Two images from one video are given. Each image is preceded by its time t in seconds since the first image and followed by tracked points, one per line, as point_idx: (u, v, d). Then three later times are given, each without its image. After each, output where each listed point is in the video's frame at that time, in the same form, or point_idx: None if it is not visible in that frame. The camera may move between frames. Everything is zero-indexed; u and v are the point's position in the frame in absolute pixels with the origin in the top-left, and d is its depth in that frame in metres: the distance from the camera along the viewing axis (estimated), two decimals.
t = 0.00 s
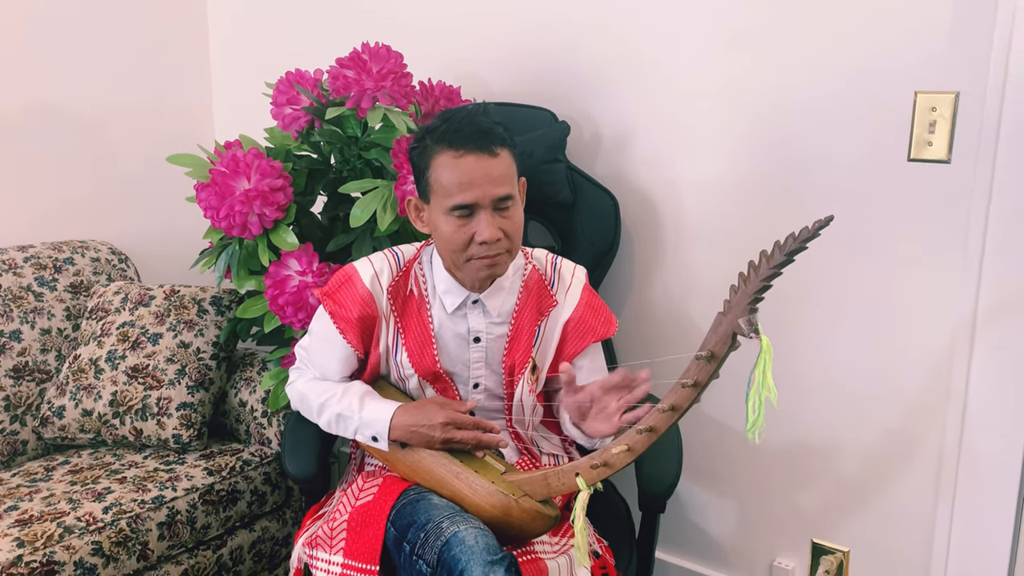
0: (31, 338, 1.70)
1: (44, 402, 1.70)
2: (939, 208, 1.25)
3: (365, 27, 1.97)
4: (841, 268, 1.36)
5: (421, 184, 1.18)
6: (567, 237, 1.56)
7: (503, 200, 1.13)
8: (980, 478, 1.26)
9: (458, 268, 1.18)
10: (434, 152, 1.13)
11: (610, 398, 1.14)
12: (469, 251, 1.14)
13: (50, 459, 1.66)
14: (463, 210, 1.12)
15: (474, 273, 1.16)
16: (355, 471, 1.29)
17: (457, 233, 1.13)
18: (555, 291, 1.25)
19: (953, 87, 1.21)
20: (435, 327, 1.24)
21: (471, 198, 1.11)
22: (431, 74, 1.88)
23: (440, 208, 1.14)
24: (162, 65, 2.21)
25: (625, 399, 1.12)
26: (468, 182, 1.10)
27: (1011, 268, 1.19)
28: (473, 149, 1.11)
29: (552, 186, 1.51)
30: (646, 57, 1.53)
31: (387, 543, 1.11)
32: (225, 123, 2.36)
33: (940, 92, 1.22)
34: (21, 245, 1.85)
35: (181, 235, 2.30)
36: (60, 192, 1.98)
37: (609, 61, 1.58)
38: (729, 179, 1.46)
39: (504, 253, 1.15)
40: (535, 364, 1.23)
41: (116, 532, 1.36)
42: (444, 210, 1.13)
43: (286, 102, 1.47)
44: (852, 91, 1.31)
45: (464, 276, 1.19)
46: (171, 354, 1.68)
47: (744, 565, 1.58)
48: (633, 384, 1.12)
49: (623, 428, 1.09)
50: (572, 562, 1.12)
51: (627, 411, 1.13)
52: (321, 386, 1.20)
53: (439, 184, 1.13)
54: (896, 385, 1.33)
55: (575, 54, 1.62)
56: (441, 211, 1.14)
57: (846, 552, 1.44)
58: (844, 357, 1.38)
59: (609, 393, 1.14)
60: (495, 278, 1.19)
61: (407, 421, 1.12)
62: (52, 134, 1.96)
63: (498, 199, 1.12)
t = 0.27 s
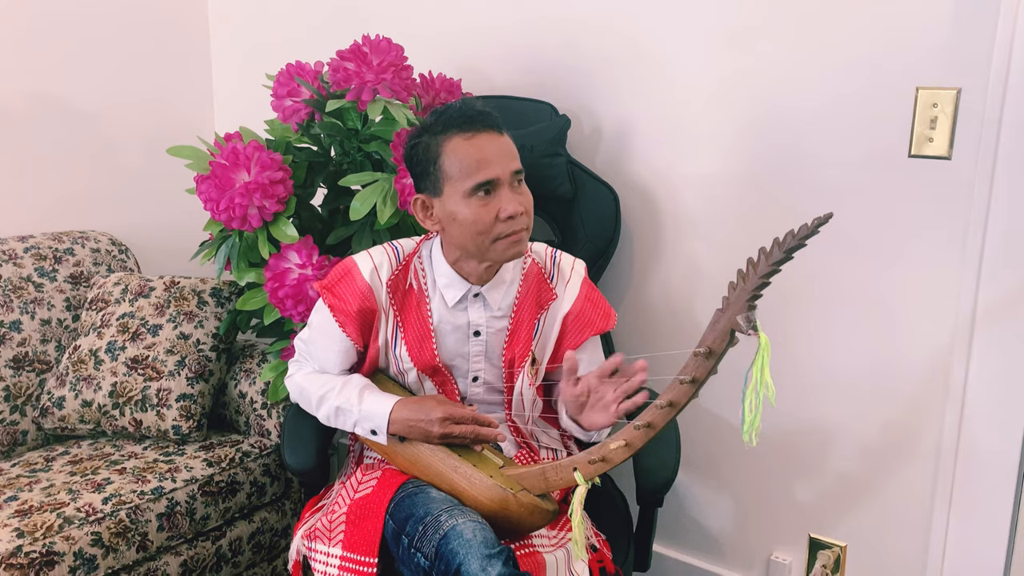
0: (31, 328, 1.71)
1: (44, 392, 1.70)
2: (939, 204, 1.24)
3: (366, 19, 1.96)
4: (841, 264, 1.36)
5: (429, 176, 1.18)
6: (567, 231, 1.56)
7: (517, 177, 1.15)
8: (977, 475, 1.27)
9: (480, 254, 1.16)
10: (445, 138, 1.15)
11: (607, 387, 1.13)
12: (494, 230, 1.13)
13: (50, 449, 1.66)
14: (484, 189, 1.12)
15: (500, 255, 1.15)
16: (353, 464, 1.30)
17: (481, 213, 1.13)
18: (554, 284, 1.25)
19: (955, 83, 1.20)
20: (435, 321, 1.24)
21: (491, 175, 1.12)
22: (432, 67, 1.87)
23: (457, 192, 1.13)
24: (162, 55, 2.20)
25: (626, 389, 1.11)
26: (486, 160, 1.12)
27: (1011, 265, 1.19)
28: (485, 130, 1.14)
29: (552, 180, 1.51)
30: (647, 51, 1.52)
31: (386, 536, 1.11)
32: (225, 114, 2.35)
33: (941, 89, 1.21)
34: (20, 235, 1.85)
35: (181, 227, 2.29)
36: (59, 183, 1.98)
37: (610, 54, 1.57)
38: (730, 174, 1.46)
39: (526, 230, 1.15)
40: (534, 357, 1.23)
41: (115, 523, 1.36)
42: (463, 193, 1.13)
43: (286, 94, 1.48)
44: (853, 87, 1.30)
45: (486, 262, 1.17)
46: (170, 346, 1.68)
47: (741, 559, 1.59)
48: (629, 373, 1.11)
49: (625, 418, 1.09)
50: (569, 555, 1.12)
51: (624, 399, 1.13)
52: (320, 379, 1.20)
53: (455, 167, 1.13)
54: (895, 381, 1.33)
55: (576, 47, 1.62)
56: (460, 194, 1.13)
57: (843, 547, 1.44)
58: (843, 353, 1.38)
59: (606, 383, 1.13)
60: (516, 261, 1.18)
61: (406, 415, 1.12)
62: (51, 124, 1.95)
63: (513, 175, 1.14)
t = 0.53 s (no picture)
0: (32, 321, 1.71)
1: (45, 384, 1.71)
2: (941, 199, 1.24)
3: (367, 11, 1.96)
4: (842, 259, 1.36)
5: (432, 165, 1.19)
6: (567, 225, 1.55)
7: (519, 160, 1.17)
8: (976, 470, 1.27)
9: (488, 239, 1.16)
10: (446, 124, 1.16)
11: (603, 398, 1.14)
12: (501, 211, 1.13)
13: (52, 441, 1.67)
14: (488, 171, 1.13)
15: (508, 236, 1.15)
16: (354, 456, 1.30)
17: (487, 195, 1.13)
18: (555, 276, 1.25)
19: (957, 78, 1.20)
20: (435, 313, 1.24)
21: (495, 157, 1.13)
22: (432, 59, 1.87)
23: (462, 176, 1.14)
24: (163, 47, 2.20)
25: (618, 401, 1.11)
26: (489, 143, 1.13)
27: (1011, 260, 1.19)
28: (485, 115, 1.16)
29: (553, 174, 1.51)
30: (648, 44, 1.52)
31: (386, 529, 1.12)
32: (225, 106, 2.35)
33: (943, 83, 1.21)
34: (21, 228, 1.85)
35: (182, 219, 2.29)
36: (60, 175, 1.98)
37: (611, 48, 1.57)
38: (731, 168, 1.46)
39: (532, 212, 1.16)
40: (535, 349, 1.23)
41: (116, 515, 1.37)
42: (467, 177, 1.14)
43: (286, 87, 1.47)
44: (855, 81, 1.30)
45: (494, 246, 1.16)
46: (171, 338, 1.69)
47: (740, 552, 1.59)
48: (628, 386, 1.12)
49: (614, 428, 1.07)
50: (569, 549, 1.13)
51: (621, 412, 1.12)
52: (321, 372, 1.20)
53: (458, 152, 1.14)
54: (895, 376, 1.33)
55: (577, 40, 1.61)
56: (464, 178, 1.14)
57: (842, 541, 1.45)
58: (843, 348, 1.38)
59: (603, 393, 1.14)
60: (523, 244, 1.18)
61: (407, 409, 1.12)
62: (51, 116, 1.95)
63: (515, 157, 1.16)
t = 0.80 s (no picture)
0: (35, 318, 1.71)
1: (48, 381, 1.71)
2: (942, 195, 1.24)
3: (368, 8, 1.96)
4: (843, 255, 1.36)
5: (433, 158, 1.19)
6: (568, 222, 1.56)
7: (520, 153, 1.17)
8: (977, 466, 1.27)
9: (490, 230, 1.15)
10: (448, 117, 1.17)
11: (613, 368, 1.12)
12: (504, 201, 1.13)
13: (54, 438, 1.67)
14: (490, 162, 1.14)
15: (510, 227, 1.15)
16: (356, 452, 1.30)
17: (489, 186, 1.13)
18: (555, 273, 1.25)
19: (958, 73, 1.20)
20: (436, 309, 1.24)
21: (497, 148, 1.14)
22: (434, 56, 1.87)
23: (464, 167, 1.14)
24: (164, 44, 2.20)
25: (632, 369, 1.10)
26: (491, 134, 1.14)
27: (1013, 256, 1.18)
28: (486, 108, 1.17)
29: (554, 170, 1.51)
30: (649, 40, 1.51)
31: (387, 524, 1.12)
32: (227, 104, 2.35)
33: (944, 79, 1.21)
34: (23, 225, 1.85)
35: (183, 217, 2.29)
36: (61, 172, 1.98)
37: (612, 44, 1.57)
38: (733, 164, 1.46)
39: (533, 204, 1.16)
40: (535, 346, 1.23)
41: (118, 511, 1.37)
42: (469, 168, 1.14)
43: (288, 84, 1.47)
44: (857, 77, 1.30)
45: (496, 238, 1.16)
46: (173, 335, 1.69)
47: (742, 548, 1.59)
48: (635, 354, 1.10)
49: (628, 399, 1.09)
50: (570, 544, 1.13)
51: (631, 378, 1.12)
52: (322, 368, 1.21)
53: (460, 143, 1.15)
54: (896, 372, 1.33)
55: (578, 36, 1.61)
56: (466, 169, 1.14)
57: (844, 537, 1.45)
58: (845, 345, 1.38)
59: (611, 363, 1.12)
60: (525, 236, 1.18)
61: (407, 403, 1.12)
62: (53, 113, 1.95)
63: (517, 148, 1.16)
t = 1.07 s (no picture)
0: (36, 321, 1.71)
1: (49, 384, 1.71)
2: (942, 197, 1.24)
3: (368, 11, 1.96)
4: (844, 257, 1.36)
5: (430, 161, 1.19)
6: (569, 224, 1.55)
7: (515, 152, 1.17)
8: (978, 468, 1.27)
9: (488, 229, 1.15)
10: (444, 120, 1.17)
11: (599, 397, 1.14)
12: (501, 199, 1.13)
13: (56, 441, 1.67)
14: (486, 162, 1.14)
15: (508, 226, 1.14)
16: (357, 455, 1.30)
17: (486, 184, 1.13)
18: (555, 275, 1.25)
19: (958, 75, 1.20)
20: (437, 311, 1.24)
21: (492, 147, 1.14)
22: (434, 59, 1.87)
23: (460, 167, 1.14)
24: (165, 48, 2.20)
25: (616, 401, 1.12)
26: (486, 134, 1.14)
27: (1014, 257, 1.18)
28: (481, 110, 1.18)
29: (554, 173, 1.51)
30: (649, 43, 1.52)
31: (388, 527, 1.12)
32: (228, 107, 2.35)
33: (944, 80, 1.21)
34: (25, 228, 1.85)
35: (184, 219, 2.30)
36: (62, 175, 1.99)
37: (612, 45, 1.57)
38: (732, 166, 1.46)
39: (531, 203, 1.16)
40: (537, 348, 1.23)
41: (120, 514, 1.37)
42: (465, 168, 1.14)
43: (289, 87, 1.47)
44: (857, 78, 1.30)
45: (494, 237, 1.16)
46: (175, 338, 1.69)
47: (743, 550, 1.59)
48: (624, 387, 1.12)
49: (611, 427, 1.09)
50: (571, 547, 1.13)
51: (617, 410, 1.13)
52: (323, 370, 1.21)
53: (456, 144, 1.15)
54: (897, 374, 1.33)
55: (578, 39, 1.61)
56: (463, 169, 1.14)
57: (845, 539, 1.45)
58: (845, 346, 1.38)
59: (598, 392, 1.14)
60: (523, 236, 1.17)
61: (408, 406, 1.12)
62: (54, 116, 1.95)
63: (512, 148, 1.16)
